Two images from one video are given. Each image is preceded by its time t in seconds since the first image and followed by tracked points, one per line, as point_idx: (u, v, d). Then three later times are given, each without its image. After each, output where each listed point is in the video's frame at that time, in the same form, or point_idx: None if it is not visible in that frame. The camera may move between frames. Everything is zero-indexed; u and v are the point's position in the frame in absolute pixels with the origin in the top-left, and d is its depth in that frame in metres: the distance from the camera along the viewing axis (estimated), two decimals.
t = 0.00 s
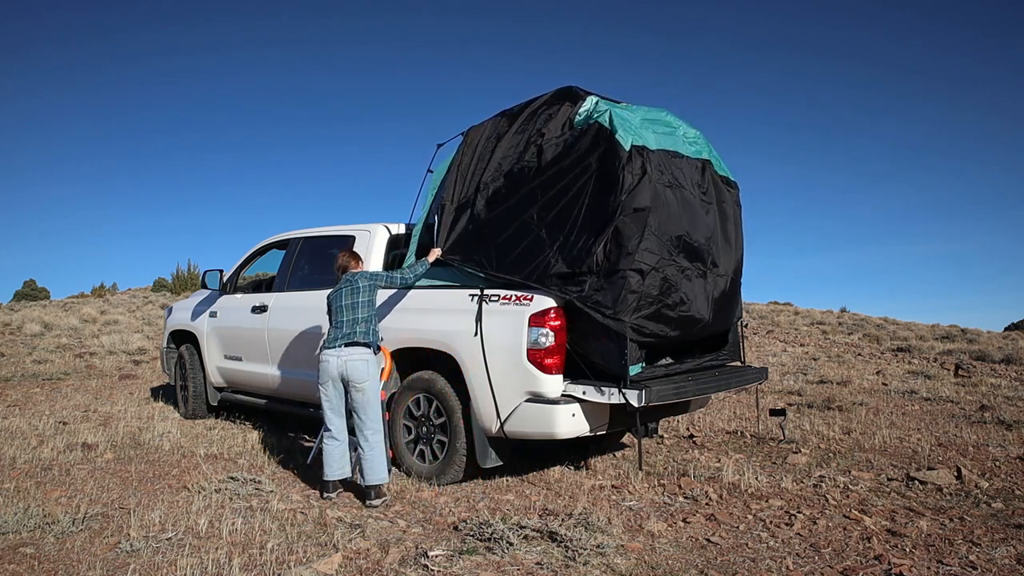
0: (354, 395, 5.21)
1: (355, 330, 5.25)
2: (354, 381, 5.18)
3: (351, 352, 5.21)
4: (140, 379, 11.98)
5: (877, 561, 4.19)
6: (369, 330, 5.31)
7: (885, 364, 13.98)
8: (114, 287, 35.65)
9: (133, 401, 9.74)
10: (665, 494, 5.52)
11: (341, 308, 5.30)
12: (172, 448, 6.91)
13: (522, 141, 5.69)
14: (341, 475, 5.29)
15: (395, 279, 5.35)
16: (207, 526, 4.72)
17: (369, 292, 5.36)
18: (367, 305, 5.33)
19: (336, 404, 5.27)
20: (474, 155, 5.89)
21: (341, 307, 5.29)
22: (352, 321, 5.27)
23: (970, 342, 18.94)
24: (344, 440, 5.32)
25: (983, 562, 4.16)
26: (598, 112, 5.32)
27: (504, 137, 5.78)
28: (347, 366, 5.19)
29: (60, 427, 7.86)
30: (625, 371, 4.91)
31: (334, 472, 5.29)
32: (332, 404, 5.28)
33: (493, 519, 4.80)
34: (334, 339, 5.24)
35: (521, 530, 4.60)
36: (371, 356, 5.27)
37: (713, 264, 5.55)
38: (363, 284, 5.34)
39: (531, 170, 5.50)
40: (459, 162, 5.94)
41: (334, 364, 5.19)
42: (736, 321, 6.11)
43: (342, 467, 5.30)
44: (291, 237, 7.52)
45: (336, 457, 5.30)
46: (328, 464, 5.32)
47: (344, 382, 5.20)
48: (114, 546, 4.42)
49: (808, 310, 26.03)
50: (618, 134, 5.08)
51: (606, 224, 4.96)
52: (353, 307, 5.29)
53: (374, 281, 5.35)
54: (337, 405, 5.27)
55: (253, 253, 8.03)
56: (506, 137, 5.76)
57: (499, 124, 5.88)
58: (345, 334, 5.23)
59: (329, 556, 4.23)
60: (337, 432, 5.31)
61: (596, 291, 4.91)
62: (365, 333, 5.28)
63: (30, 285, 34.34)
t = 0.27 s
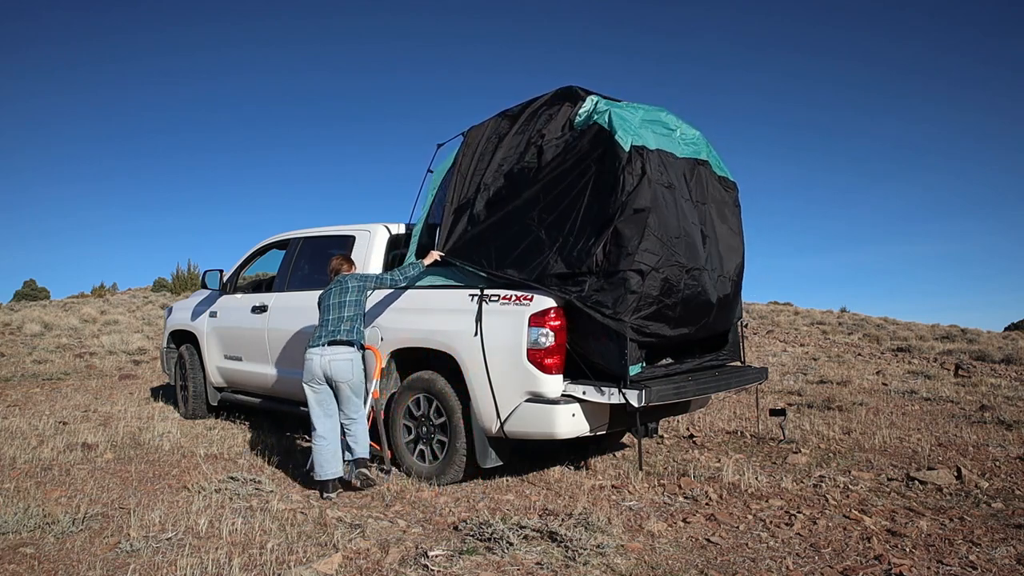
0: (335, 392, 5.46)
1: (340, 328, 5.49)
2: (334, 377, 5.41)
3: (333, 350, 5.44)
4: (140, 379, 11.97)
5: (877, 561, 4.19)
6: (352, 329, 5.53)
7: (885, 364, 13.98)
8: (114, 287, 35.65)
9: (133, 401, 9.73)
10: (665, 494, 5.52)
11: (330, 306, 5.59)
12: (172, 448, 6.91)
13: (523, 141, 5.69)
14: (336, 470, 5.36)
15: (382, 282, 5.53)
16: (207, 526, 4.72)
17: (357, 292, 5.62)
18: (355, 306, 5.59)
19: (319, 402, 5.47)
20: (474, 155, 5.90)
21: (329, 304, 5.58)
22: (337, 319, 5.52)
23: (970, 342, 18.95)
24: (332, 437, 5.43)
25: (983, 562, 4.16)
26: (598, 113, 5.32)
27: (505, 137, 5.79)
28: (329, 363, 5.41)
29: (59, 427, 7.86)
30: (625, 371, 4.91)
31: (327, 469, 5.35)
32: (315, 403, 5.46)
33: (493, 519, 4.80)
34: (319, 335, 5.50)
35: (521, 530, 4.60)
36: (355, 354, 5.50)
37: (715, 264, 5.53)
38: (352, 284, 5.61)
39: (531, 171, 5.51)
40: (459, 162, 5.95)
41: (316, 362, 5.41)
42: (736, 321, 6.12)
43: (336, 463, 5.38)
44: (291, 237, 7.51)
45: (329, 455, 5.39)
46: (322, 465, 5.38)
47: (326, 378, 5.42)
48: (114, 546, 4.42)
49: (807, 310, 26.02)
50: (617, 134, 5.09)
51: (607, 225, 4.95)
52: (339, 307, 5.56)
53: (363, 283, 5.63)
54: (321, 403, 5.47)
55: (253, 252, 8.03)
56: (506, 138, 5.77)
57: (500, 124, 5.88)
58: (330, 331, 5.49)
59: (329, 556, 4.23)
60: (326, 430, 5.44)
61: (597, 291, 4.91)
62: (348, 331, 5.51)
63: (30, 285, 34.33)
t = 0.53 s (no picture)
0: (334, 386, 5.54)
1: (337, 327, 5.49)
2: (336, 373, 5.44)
3: (330, 350, 5.43)
4: (140, 379, 11.98)
5: (877, 561, 4.19)
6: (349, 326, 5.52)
7: (885, 364, 13.98)
8: (114, 287, 35.66)
9: (133, 401, 9.73)
10: (665, 494, 5.52)
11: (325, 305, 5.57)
12: (172, 448, 6.91)
13: (523, 141, 5.70)
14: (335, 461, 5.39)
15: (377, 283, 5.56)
16: (207, 526, 4.72)
17: (352, 294, 5.64)
18: (350, 305, 5.59)
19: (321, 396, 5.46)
20: (474, 155, 5.90)
21: (325, 304, 5.57)
22: (333, 317, 5.52)
23: (970, 342, 18.95)
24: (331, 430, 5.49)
25: (983, 562, 4.16)
26: (598, 113, 5.33)
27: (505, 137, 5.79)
28: (329, 360, 5.42)
29: (60, 427, 7.86)
30: (625, 371, 4.91)
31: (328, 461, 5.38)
32: (317, 399, 5.44)
33: (493, 519, 4.80)
34: (314, 334, 5.49)
35: (521, 530, 4.60)
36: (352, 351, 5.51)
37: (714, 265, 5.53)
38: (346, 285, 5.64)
39: (530, 170, 5.51)
40: (459, 162, 5.96)
41: (315, 360, 5.40)
42: (735, 321, 6.12)
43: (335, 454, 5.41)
44: (291, 237, 7.52)
45: (327, 446, 5.42)
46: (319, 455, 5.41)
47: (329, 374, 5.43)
48: (114, 546, 4.42)
49: (807, 310, 26.03)
50: (617, 134, 5.09)
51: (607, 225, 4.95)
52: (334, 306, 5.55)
53: (357, 283, 5.66)
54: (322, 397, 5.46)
55: (253, 252, 8.03)
56: (506, 138, 5.78)
57: (500, 124, 5.89)
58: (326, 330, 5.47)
59: (329, 556, 4.23)
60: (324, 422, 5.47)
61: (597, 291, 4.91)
62: (344, 330, 5.50)
63: (30, 285, 34.34)
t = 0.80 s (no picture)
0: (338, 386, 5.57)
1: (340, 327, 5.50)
2: (341, 372, 5.46)
3: (335, 351, 5.45)
4: (140, 379, 11.98)
5: (877, 561, 4.19)
6: (352, 326, 5.55)
7: (885, 364, 13.98)
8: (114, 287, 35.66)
9: (133, 401, 9.74)
10: (665, 494, 5.52)
11: (327, 307, 5.56)
12: (172, 448, 6.91)
13: (523, 141, 5.70)
14: (336, 459, 5.39)
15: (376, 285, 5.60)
16: (207, 526, 4.72)
17: (352, 294, 5.64)
18: (350, 305, 5.60)
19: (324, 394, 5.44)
20: (474, 155, 5.90)
21: (325, 305, 5.56)
22: (334, 319, 5.52)
23: (970, 342, 18.95)
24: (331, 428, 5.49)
25: (983, 562, 4.16)
26: (598, 113, 5.33)
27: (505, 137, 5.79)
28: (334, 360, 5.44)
29: (60, 427, 7.86)
30: (624, 371, 4.90)
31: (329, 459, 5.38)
32: (322, 398, 5.43)
33: (493, 519, 4.80)
34: (317, 336, 5.49)
35: (521, 530, 4.60)
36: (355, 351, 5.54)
37: (713, 265, 5.53)
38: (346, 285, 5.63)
39: (530, 171, 5.51)
40: (459, 162, 5.96)
41: (320, 360, 5.41)
42: (734, 321, 6.12)
43: (336, 451, 5.41)
44: (291, 237, 7.51)
45: (328, 444, 5.42)
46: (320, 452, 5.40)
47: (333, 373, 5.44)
48: (114, 546, 4.42)
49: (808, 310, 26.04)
50: (617, 133, 5.09)
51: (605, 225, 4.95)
52: (335, 308, 5.55)
53: (357, 284, 5.65)
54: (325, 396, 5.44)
55: (253, 252, 8.03)
56: (506, 138, 5.78)
57: (500, 124, 5.89)
58: (329, 331, 5.48)
59: (329, 556, 4.23)
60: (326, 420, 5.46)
61: (596, 291, 4.91)
62: (347, 330, 5.52)
63: (30, 285, 34.34)
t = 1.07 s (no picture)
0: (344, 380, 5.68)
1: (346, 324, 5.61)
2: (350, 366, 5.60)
3: (344, 346, 5.59)
4: (140, 379, 11.98)
5: (877, 561, 4.19)
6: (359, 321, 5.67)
7: (885, 364, 13.98)
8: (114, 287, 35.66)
9: (133, 401, 9.73)
10: (665, 494, 5.52)
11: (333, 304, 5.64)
12: (172, 448, 6.91)
13: (523, 141, 5.70)
14: (337, 451, 5.48)
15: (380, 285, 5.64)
16: (207, 526, 4.72)
17: (356, 292, 5.72)
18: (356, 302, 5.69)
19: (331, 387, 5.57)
20: (474, 155, 5.90)
21: (332, 303, 5.63)
22: (341, 315, 5.62)
23: (970, 342, 18.95)
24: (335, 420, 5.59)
25: (983, 562, 4.16)
26: (598, 113, 5.33)
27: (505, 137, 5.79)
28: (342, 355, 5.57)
29: (60, 427, 7.86)
30: (624, 371, 4.90)
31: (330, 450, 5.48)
32: (328, 389, 5.56)
33: (493, 519, 4.80)
34: (325, 332, 5.59)
35: (521, 530, 4.60)
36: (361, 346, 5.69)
37: (712, 265, 5.53)
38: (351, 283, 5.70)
39: (530, 171, 5.51)
40: (459, 162, 5.96)
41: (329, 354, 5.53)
42: (734, 322, 6.12)
43: (339, 444, 5.50)
44: (291, 237, 7.52)
45: (329, 435, 5.52)
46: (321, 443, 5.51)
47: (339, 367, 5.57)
48: (114, 546, 4.42)
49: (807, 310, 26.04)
50: (617, 134, 5.10)
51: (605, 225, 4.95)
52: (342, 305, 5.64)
53: (362, 282, 5.72)
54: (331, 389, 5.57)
55: (253, 253, 8.03)
56: (507, 138, 5.78)
57: (501, 124, 5.89)
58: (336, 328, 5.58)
59: (329, 556, 4.23)
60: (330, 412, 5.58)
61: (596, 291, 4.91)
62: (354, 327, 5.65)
63: (30, 285, 34.34)
